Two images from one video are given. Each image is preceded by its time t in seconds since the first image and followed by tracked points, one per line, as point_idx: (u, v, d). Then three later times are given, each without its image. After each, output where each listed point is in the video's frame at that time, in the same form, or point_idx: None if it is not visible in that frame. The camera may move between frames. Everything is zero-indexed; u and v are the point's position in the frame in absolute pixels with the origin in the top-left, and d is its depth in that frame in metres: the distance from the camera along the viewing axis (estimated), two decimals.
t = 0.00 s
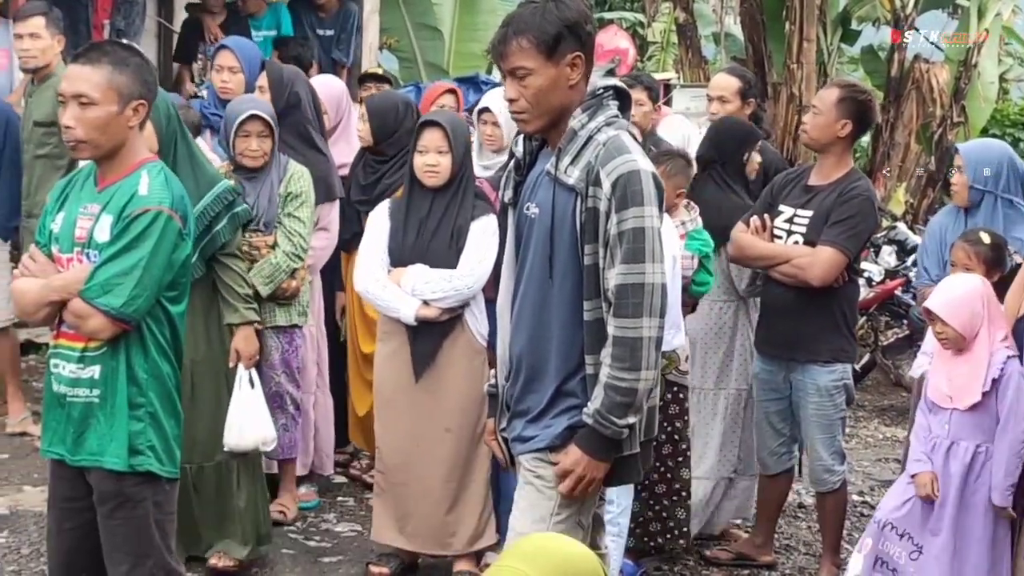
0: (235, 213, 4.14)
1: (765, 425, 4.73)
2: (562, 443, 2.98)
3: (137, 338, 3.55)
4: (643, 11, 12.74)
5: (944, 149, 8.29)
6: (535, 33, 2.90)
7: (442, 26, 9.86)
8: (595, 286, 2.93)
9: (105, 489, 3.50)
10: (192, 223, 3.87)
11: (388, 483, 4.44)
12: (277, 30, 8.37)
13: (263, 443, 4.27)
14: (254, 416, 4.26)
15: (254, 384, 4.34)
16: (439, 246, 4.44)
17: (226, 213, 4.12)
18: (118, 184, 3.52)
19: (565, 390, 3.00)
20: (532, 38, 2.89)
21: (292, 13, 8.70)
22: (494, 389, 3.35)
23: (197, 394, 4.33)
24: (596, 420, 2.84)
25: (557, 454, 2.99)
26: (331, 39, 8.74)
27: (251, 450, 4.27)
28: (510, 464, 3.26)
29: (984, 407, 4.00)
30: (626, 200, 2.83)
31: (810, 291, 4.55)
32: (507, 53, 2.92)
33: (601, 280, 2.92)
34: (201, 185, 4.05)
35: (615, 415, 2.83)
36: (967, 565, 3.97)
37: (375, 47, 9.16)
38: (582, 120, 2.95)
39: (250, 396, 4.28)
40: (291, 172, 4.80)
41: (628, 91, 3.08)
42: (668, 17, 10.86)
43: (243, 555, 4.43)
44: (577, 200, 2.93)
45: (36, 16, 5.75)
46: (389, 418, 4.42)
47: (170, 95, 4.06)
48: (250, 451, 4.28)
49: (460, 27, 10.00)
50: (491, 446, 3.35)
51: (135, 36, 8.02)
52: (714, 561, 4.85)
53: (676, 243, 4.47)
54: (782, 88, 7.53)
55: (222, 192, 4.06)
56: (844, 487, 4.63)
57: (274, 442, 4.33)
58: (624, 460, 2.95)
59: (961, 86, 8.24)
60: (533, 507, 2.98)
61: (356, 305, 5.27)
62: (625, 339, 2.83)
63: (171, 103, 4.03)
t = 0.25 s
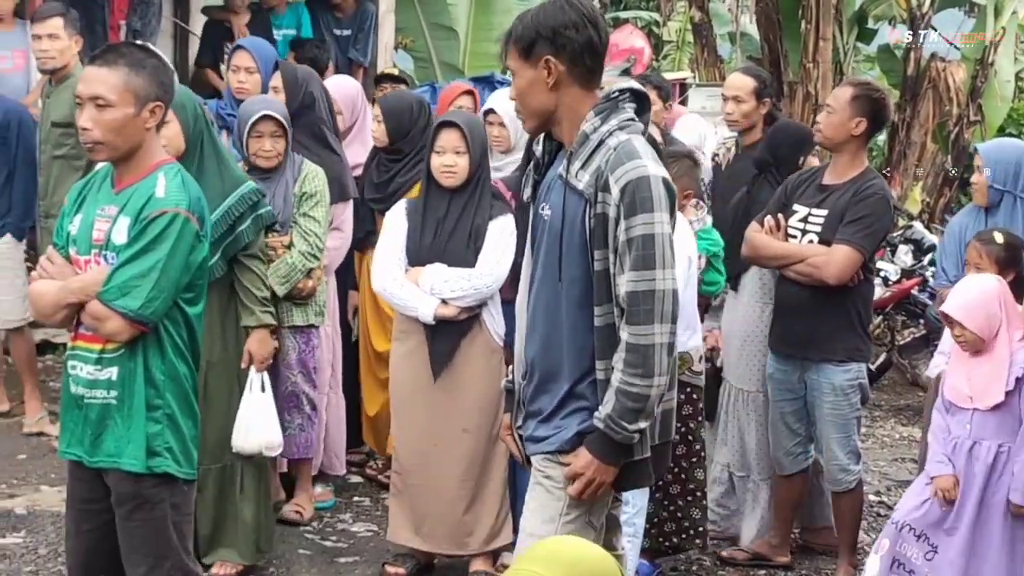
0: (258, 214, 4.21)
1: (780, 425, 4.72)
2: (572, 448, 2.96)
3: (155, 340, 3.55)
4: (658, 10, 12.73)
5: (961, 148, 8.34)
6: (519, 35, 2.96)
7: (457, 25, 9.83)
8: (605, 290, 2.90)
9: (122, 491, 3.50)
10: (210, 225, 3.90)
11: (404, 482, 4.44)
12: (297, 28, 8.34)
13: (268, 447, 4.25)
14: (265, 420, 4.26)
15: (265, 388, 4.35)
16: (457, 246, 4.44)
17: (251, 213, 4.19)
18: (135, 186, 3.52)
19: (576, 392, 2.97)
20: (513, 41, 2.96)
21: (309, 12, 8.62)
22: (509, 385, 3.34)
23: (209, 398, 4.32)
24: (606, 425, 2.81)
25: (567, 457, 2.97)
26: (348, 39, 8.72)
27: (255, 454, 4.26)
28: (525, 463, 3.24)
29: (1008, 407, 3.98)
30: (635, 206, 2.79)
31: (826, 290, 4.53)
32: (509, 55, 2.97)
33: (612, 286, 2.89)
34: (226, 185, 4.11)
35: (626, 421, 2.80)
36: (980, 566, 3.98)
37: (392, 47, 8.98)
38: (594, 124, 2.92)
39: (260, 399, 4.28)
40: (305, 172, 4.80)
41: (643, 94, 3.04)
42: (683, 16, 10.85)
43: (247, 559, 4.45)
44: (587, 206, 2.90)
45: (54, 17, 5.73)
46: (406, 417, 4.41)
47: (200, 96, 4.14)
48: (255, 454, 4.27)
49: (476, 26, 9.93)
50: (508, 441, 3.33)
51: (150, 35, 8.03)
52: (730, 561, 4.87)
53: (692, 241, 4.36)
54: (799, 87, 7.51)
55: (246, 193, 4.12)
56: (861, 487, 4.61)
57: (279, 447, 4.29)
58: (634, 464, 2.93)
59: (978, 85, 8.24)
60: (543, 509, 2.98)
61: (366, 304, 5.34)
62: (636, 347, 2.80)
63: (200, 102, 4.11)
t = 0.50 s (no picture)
0: (266, 218, 4.25)
1: (780, 426, 4.71)
2: (550, 451, 2.97)
3: (155, 341, 3.54)
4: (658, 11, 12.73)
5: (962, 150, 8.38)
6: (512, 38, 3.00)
7: (458, 27, 9.83)
8: (578, 293, 2.88)
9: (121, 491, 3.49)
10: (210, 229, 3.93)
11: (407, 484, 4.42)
12: (300, 30, 8.30)
13: (264, 453, 4.20)
14: (260, 425, 4.23)
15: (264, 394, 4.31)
16: (462, 248, 4.45)
17: (258, 217, 4.23)
18: (135, 188, 3.52)
19: (556, 395, 2.95)
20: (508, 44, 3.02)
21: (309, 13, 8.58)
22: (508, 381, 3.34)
23: (208, 402, 4.31)
24: (574, 428, 2.80)
25: (545, 460, 2.98)
26: (345, 40, 8.66)
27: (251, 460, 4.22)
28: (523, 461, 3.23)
29: (1016, 406, 3.96)
30: (601, 209, 2.77)
31: (826, 290, 4.53)
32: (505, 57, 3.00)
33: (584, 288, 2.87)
34: (237, 187, 4.18)
35: (593, 425, 2.78)
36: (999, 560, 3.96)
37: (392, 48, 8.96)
38: (577, 126, 2.91)
39: (259, 404, 4.24)
40: (306, 173, 4.80)
41: (637, 97, 3.01)
42: (684, 17, 10.85)
43: (244, 562, 4.44)
44: (561, 207, 2.90)
45: (57, 20, 5.71)
46: (409, 419, 4.39)
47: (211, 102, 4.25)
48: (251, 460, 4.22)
49: (475, 28, 9.95)
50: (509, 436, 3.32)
51: (150, 37, 8.03)
52: (731, 562, 4.80)
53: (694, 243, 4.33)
54: (799, 88, 7.50)
55: (256, 197, 4.19)
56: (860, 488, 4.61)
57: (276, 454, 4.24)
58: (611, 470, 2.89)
59: (978, 86, 8.24)
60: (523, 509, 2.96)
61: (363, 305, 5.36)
62: (601, 350, 2.77)
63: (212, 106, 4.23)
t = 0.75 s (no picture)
0: (272, 216, 4.28)
1: (779, 425, 4.72)
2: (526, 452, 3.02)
3: (155, 338, 3.54)
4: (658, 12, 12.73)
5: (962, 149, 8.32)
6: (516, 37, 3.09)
7: (459, 26, 9.83)
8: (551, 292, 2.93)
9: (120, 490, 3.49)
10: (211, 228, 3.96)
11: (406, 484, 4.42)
12: (301, 29, 8.27)
13: (271, 451, 4.26)
14: (264, 422, 4.29)
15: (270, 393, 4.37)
16: (464, 247, 4.46)
17: (264, 216, 4.26)
18: (135, 186, 3.52)
19: (541, 395, 3.03)
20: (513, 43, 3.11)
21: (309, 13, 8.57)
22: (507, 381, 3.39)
23: (210, 401, 4.32)
24: (541, 427, 2.85)
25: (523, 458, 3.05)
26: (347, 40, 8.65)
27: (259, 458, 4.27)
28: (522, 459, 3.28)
29: (1019, 408, 3.98)
30: (563, 208, 2.81)
31: (824, 289, 4.53)
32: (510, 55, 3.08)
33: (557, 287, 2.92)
34: (241, 186, 4.20)
35: (560, 424, 2.82)
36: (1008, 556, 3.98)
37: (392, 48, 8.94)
38: (560, 126, 2.98)
39: (265, 404, 4.30)
40: (306, 172, 4.80)
41: (629, 97, 3.03)
42: (684, 17, 10.85)
43: (244, 561, 4.41)
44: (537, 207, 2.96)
45: (64, 19, 5.71)
46: (410, 418, 4.38)
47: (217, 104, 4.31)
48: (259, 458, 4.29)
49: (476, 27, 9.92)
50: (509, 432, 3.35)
51: (151, 36, 8.03)
52: (731, 562, 4.77)
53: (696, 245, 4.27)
54: (799, 88, 7.50)
55: (262, 195, 4.21)
56: (859, 487, 4.61)
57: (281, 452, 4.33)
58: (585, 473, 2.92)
59: (979, 86, 8.28)
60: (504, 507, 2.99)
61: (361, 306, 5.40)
62: (565, 350, 2.80)
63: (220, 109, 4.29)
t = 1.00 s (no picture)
0: (279, 215, 4.31)
1: (783, 426, 4.70)
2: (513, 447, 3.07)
3: (161, 335, 3.55)
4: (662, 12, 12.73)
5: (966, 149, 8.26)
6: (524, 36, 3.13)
7: (462, 27, 9.83)
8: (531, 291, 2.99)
9: (125, 489, 3.49)
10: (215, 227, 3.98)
11: (408, 483, 4.42)
12: (306, 31, 8.31)
13: (287, 447, 4.26)
14: (277, 420, 4.27)
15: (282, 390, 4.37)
16: (471, 248, 4.46)
17: (271, 214, 4.29)
18: (140, 184, 3.53)
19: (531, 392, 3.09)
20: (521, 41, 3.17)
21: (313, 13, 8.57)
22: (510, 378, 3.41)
23: (218, 402, 4.31)
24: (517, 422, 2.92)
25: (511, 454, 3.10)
26: (352, 41, 8.62)
27: (274, 455, 4.27)
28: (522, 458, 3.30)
29: None
30: (536, 208, 2.87)
31: (828, 289, 4.54)
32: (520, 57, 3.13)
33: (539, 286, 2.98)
34: (248, 186, 4.24)
35: (531, 421, 2.88)
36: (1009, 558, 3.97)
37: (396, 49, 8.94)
38: (551, 126, 3.03)
39: (279, 401, 4.30)
40: (309, 173, 4.80)
41: (624, 99, 3.05)
42: (688, 17, 10.86)
43: (250, 561, 4.42)
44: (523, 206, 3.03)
45: (71, 19, 5.67)
46: (414, 419, 4.40)
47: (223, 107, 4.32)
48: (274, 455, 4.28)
49: (480, 29, 9.96)
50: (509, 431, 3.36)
51: (156, 36, 8.03)
52: (734, 563, 4.76)
53: (701, 247, 4.27)
54: (803, 89, 7.50)
55: (267, 194, 4.25)
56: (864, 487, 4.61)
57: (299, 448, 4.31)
58: (561, 472, 2.98)
59: (983, 86, 8.29)
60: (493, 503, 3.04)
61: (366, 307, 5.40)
62: (535, 347, 2.86)
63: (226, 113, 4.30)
